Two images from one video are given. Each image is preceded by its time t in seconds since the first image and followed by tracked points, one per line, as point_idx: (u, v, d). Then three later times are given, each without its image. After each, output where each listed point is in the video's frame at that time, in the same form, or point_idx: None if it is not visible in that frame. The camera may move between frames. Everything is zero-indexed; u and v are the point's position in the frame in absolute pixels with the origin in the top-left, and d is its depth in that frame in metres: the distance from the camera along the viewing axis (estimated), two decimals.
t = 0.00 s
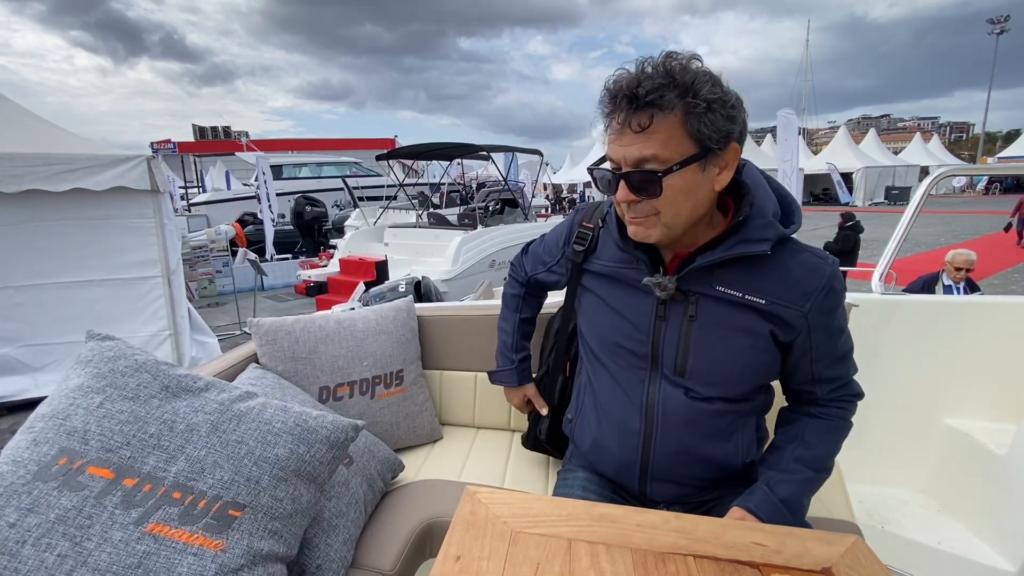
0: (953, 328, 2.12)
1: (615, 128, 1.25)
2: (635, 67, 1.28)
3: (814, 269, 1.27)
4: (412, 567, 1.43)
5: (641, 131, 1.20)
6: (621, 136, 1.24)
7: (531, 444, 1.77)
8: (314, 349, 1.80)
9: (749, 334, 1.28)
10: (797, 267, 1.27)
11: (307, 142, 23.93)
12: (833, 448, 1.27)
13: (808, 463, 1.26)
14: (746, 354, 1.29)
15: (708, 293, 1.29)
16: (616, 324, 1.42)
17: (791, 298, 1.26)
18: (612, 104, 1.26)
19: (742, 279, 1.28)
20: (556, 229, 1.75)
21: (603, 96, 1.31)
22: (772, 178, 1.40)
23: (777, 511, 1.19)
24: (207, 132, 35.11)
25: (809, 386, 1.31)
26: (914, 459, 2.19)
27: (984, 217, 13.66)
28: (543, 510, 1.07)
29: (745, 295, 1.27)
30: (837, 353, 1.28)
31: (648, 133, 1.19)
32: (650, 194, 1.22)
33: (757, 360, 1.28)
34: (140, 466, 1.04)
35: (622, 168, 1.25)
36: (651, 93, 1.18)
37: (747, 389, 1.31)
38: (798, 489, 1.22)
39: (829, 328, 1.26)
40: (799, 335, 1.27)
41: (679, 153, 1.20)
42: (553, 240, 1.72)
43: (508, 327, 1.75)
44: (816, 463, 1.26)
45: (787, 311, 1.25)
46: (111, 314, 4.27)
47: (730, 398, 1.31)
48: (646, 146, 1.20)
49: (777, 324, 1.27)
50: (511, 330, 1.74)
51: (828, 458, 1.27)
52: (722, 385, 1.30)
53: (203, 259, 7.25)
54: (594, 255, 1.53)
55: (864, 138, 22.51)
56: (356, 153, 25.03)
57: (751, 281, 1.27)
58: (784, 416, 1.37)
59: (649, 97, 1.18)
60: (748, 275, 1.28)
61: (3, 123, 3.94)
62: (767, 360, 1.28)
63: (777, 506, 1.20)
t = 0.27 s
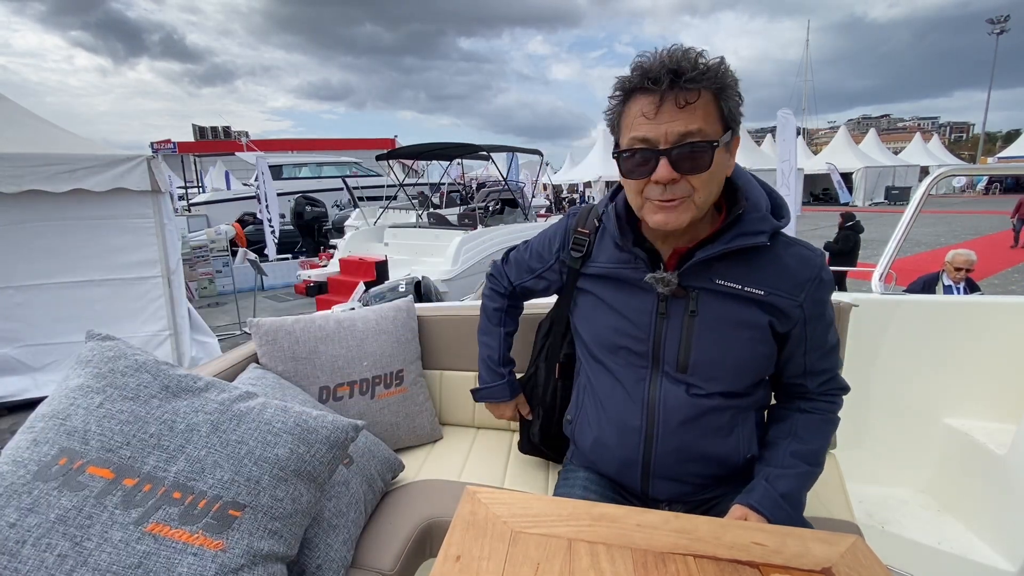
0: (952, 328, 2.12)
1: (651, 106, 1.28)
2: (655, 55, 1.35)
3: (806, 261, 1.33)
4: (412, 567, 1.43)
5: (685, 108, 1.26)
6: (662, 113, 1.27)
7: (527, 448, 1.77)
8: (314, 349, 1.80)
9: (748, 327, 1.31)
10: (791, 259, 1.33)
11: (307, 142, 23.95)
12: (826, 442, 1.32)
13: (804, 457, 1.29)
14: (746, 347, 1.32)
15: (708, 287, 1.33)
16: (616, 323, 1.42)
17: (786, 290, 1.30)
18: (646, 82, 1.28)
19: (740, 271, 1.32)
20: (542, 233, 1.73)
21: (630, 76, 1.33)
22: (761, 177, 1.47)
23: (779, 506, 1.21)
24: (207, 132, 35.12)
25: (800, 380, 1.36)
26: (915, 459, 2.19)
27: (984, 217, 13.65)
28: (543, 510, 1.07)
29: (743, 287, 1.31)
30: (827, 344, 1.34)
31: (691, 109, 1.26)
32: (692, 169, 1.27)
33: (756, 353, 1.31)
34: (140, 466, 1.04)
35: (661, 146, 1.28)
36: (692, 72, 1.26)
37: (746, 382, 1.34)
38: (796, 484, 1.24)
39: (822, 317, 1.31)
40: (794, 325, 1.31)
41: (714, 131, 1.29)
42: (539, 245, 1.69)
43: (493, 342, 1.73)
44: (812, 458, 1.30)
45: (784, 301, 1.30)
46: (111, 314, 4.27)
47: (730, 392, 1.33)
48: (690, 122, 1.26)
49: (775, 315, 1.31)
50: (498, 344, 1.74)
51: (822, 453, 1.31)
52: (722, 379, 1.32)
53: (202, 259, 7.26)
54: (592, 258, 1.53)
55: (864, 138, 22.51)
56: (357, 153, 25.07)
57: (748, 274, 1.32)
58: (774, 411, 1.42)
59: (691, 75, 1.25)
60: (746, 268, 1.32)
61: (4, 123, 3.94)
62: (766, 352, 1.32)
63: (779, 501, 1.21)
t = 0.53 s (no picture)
0: (952, 327, 2.12)
1: (641, 106, 1.30)
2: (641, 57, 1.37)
3: (785, 249, 1.38)
4: (412, 567, 1.43)
5: (673, 108, 1.30)
6: (652, 112, 1.30)
7: (479, 460, 1.68)
8: (314, 349, 1.80)
9: (735, 313, 1.35)
10: (771, 247, 1.38)
11: (307, 142, 23.96)
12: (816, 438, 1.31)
13: (793, 453, 1.28)
14: (734, 333, 1.35)
15: (696, 276, 1.36)
16: (609, 316, 1.44)
17: (770, 276, 1.35)
18: (636, 83, 1.30)
19: (726, 260, 1.36)
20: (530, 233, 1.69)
21: (619, 77, 1.34)
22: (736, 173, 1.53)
23: (770, 503, 1.20)
24: (207, 132, 35.13)
25: (785, 369, 1.39)
26: (915, 459, 2.19)
27: (984, 217, 13.65)
28: (543, 510, 1.07)
29: (730, 273, 1.35)
30: (812, 331, 1.37)
31: (679, 109, 1.30)
32: (682, 166, 1.30)
33: (744, 338, 1.35)
34: (140, 466, 1.04)
35: (652, 144, 1.31)
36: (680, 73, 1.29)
37: (736, 369, 1.36)
38: (788, 482, 1.24)
39: (804, 303, 1.35)
40: (778, 310, 1.36)
41: (701, 130, 1.33)
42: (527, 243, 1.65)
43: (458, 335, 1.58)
44: (801, 453, 1.29)
45: (769, 287, 1.34)
46: (111, 314, 4.27)
47: (722, 379, 1.36)
48: (679, 121, 1.30)
49: (760, 300, 1.35)
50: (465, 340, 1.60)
51: (811, 448, 1.30)
52: (714, 366, 1.35)
53: (202, 259, 7.26)
54: (585, 251, 1.53)
55: (864, 138, 22.52)
56: (357, 153, 25.08)
57: (733, 262, 1.36)
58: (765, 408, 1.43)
59: (679, 76, 1.29)
60: (731, 256, 1.36)
61: (4, 123, 3.95)
62: (753, 338, 1.36)
63: (770, 497, 1.21)
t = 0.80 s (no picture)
0: (951, 327, 2.13)
1: (608, 112, 1.38)
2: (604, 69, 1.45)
3: (740, 237, 1.47)
4: (412, 567, 1.43)
5: (636, 114, 1.37)
6: (618, 118, 1.37)
7: (474, 474, 1.47)
8: (314, 350, 1.80)
9: (698, 297, 1.43)
10: (727, 236, 1.47)
11: (307, 142, 23.96)
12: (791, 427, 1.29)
13: (766, 445, 1.27)
14: (699, 316, 1.43)
15: (661, 267, 1.44)
16: (586, 308, 1.51)
17: (729, 261, 1.43)
18: (602, 91, 1.38)
19: (687, 249, 1.45)
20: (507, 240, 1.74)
21: (586, 87, 1.42)
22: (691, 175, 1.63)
23: (741, 497, 1.20)
24: (207, 132, 35.13)
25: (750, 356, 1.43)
26: (915, 459, 2.19)
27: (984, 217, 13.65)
28: (543, 510, 1.07)
29: (691, 260, 1.43)
30: (774, 316, 1.42)
31: (642, 115, 1.37)
32: (646, 167, 1.38)
33: (709, 320, 1.43)
34: (140, 466, 1.04)
35: (618, 147, 1.38)
36: (642, 82, 1.38)
37: (704, 350, 1.44)
38: (761, 473, 1.23)
39: (763, 285, 1.42)
40: (737, 294, 1.44)
41: (663, 134, 1.41)
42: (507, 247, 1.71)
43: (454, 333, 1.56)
44: (776, 446, 1.27)
45: (728, 272, 1.42)
46: (111, 315, 4.27)
47: (692, 359, 1.43)
48: (642, 126, 1.37)
49: (721, 285, 1.44)
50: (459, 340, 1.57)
51: (785, 437, 1.29)
52: (684, 347, 1.42)
53: (202, 259, 7.27)
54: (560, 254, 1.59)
55: (864, 138, 22.53)
56: (357, 153, 25.09)
57: (694, 250, 1.44)
58: (746, 400, 1.43)
59: (641, 85, 1.37)
60: (692, 245, 1.45)
61: (4, 123, 3.95)
62: (716, 320, 1.43)
63: (741, 491, 1.20)
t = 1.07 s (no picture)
0: (951, 326, 2.12)
1: (576, 118, 1.43)
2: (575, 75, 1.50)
3: (698, 229, 1.49)
4: (412, 567, 1.43)
5: (603, 121, 1.43)
6: (586, 125, 1.43)
7: (470, 469, 1.48)
8: (314, 350, 1.79)
9: (659, 287, 1.47)
10: (685, 229, 1.50)
11: (307, 142, 23.95)
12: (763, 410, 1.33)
13: (741, 431, 1.30)
14: (662, 307, 1.47)
15: (621, 260, 1.49)
16: (556, 302, 1.56)
17: (687, 252, 1.46)
18: (572, 98, 1.44)
19: (645, 243, 1.49)
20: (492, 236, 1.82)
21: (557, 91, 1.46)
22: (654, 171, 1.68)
23: (724, 484, 1.22)
24: (207, 131, 35.13)
25: (714, 345, 1.47)
26: (915, 459, 2.19)
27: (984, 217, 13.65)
28: (543, 510, 1.07)
29: (650, 253, 1.47)
30: (736, 305, 1.45)
31: (607, 122, 1.44)
32: (611, 172, 1.45)
33: (672, 310, 1.47)
34: (140, 466, 1.04)
35: (586, 152, 1.44)
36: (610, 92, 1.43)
37: (669, 339, 1.48)
38: (740, 459, 1.26)
39: (720, 276, 1.45)
40: (696, 285, 1.47)
41: (627, 141, 1.48)
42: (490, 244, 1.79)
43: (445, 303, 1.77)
44: (751, 429, 1.31)
45: (685, 264, 1.46)
46: (111, 315, 4.27)
47: (657, 346, 1.47)
48: (608, 133, 1.44)
49: (680, 277, 1.47)
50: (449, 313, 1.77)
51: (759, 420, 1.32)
52: (649, 335, 1.46)
53: (202, 259, 7.26)
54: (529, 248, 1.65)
55: (864, 139, 22.54)
56: (357, 153, 25.09)
57: (653, 244, 1.48)
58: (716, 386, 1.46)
59: (608, 94, 1.43)
60: (651, 239, 1.49)
61: (4, 123, 3.95)
62: (679, 310, 1.47)
63: (723, 478, 1.23)
